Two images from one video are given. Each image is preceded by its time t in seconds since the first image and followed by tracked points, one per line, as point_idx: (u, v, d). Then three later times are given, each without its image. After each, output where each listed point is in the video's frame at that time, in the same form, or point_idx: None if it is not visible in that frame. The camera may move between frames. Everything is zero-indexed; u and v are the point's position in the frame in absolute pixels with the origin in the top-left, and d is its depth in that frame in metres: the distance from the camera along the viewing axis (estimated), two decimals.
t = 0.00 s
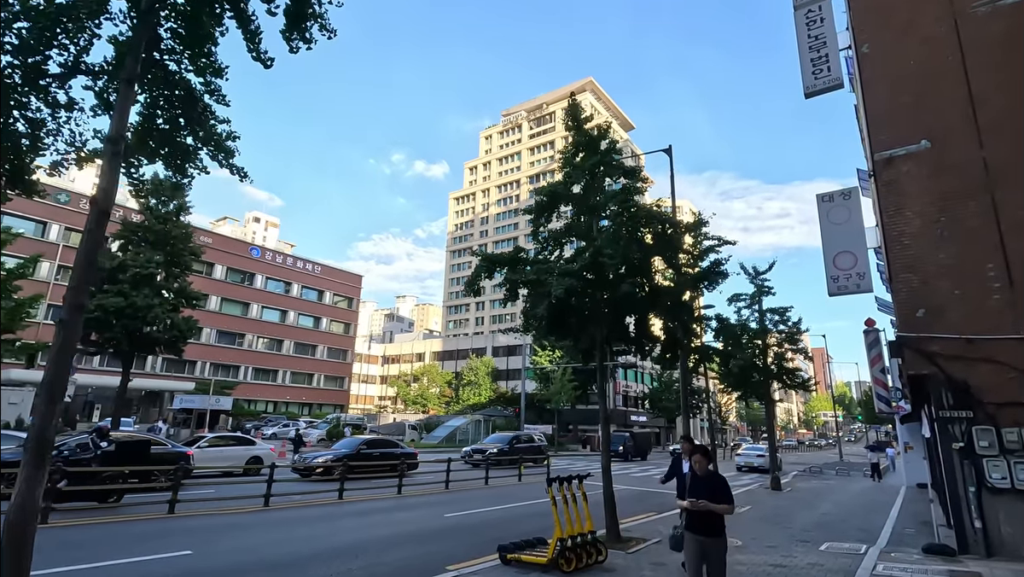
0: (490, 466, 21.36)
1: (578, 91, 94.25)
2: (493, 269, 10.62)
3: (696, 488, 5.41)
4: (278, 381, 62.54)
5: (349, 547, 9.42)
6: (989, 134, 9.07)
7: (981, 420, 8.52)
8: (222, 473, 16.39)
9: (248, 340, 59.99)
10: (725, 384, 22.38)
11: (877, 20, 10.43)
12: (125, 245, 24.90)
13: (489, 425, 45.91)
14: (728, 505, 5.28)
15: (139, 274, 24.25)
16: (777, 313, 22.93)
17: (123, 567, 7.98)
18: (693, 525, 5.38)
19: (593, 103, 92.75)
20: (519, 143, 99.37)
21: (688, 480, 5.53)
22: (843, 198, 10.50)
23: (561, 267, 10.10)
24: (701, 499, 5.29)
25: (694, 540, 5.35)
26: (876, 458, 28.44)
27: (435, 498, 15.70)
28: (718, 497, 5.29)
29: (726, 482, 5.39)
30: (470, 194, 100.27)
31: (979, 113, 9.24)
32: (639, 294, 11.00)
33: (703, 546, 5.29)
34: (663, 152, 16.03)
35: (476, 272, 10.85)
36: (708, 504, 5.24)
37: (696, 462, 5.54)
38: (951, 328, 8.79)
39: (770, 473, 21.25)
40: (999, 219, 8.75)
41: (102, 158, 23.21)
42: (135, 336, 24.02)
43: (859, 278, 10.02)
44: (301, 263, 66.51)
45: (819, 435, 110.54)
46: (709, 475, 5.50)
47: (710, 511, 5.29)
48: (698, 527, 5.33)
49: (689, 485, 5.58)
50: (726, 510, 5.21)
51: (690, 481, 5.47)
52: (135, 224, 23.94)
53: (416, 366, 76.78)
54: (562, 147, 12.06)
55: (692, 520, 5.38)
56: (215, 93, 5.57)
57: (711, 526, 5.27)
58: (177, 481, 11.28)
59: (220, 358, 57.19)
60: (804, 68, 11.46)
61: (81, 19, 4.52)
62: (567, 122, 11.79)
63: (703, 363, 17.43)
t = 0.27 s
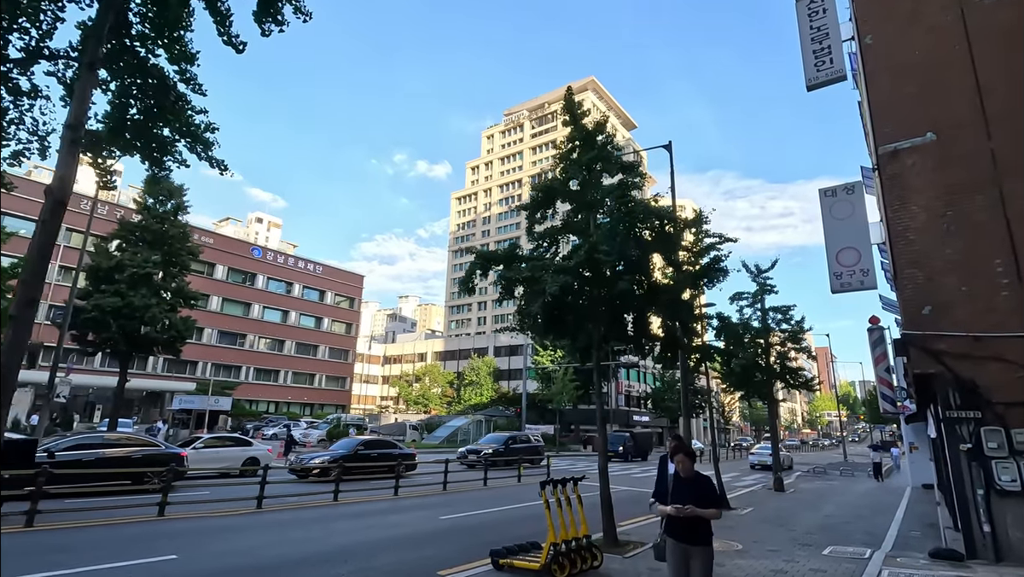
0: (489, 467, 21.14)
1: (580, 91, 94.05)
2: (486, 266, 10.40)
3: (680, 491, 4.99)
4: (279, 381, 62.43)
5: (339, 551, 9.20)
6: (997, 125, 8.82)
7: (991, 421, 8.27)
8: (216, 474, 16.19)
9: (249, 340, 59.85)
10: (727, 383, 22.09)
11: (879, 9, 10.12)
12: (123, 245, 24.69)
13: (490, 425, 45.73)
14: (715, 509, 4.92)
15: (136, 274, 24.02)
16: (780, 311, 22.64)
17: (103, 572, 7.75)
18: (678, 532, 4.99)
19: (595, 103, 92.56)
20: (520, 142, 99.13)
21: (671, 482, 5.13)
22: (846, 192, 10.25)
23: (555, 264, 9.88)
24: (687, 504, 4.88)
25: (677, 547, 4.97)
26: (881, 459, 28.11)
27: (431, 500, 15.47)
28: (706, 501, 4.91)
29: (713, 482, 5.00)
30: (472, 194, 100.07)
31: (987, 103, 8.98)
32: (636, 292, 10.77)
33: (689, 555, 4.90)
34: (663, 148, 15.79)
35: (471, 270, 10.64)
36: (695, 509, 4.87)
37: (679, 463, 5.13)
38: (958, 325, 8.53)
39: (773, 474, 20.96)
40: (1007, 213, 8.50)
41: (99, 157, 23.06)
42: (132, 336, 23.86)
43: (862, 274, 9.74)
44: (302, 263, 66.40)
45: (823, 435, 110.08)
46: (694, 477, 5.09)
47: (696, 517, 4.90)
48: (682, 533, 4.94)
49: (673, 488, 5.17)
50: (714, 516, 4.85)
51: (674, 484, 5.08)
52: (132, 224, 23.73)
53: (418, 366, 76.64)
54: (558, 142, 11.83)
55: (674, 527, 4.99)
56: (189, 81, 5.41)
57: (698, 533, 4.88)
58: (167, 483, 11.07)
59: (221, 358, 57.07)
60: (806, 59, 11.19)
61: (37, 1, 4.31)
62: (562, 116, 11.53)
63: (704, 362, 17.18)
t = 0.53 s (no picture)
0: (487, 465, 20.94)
1: (582, 88, 93.66)
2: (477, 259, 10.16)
3: (659, 492, 4.46)
4: (280, 380, 62.31)
5: (324, 552, 8.96)
6: (1003, 112, 8.50)
7: (997, 418, 8.17)
8: (210, 473, 16.00)
9: (250, 339, 59.69)
10: (728, 381, 21.81)
11: None
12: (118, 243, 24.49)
13: (491, 424, 45.66)
14: (697, 514, 4.40)
15: (131, 271, 23.78)
16: (781, 308, 22.33)
17: (80, 574, 7.53)
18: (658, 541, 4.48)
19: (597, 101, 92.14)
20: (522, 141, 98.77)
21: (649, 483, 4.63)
22: (848, 182, 9.99)
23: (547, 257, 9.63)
24: (668, 510, 4.36)
25: (656, 556, 4.49)
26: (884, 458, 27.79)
27: (427, 499, 15.27)
28: (689, 505, 4.41)
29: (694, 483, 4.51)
30: (473, 193, 99.83)
31: (993, 89, 8.66)
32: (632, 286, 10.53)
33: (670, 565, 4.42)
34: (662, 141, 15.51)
35: (462, 263, 10.41)
36: (678, 515, 4.34)
37: (659, 462, 4.58)
38: (963, 318, 8.20)
39: (774, 473, 20.70)
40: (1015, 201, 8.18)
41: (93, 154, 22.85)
42: (128, 334, 23.65)
43: (864, 267, 9.50)
44: (303, 262, 66.23)
45: (826, 434, 109.64)
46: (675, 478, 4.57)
47: (677, 522, 4.38)
48: (660, 541, 4.44)
49: (649, 489, 4.66)
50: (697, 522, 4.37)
51: (651, 485, 4.56)
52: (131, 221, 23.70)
53: (420, 365, 76.51)
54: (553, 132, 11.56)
55: (651, 533, 4.49)
56: (157, 60, 5.21)
57: (678, 541, 4.40)
58: (152, 481, 10.85)
59: (222, 357, 56.95)
60: (807, 46, 10.91)
61: None
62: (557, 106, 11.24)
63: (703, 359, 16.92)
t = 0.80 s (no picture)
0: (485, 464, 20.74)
1: (584, 86, 93.34)
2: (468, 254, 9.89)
3: (634, 499, 4.02)
4: (280, 380, 62.18)
5: (310, 555, 8.73)
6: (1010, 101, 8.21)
7: (1004, 418, 7.96)
8: (202, 473, 15.79)
9: (250, 338, 59.51)
10: (729, 380, 21.55)
11: None
12: (113, 241, 24.27)
13: (491, 422, 45.56)
14: (674, 527, 3.95)
15: (126, 270, 23.57)
16: (782, 305, 22.04)
17: None
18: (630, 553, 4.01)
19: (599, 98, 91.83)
20: (523, 139, 98.37)
21: (624, 487, 4.16)
22: (849, 175, 9.72)
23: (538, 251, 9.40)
24: (644, 521, 3.92)
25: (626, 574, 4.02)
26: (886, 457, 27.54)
27: (422, 500, 15.05)
28: (666, 517, 3.96)
29: (675, 489, 4.06)
30: (474, 191, 99.49)
31: (999, 78, 8.36)
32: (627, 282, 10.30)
33: None
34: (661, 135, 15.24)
35: (454, 259, 10.16)
36: (652, 527, 3.89)
37: (636, 464, 4.08)
38: (970, 314, 7.89)
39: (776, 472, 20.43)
40: None
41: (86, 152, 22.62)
42: (123, 333, 23.43)
43: (865, 262, 9.23)
44: (303, 260, 66.05)
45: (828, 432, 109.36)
46: (652, 484, 4.11)
47: (650, 535, 3.93)
48: (632, 555, 3.98)
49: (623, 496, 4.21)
50: (676, 536, 3.92)
51: (626, 491, 4.10)
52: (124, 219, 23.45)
53: (421, 364, 76.40)
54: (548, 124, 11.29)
55: (625, 544, 4.03)
56: (120, 43, 4.99)
57: (652, 557, 3.95)
58: (138, 482, 10.64)
59: (222, 356, 56.83)
60: (807, 36, 10.62)
61: None
62: (551, 99, 10.96)
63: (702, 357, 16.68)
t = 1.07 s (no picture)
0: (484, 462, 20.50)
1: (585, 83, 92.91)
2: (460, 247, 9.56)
3: (600, 502, 3.55)
4: (282, 378, 62.06)
5: (298, 556, 8.49)
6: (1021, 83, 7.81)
7: (1015, 412, 7.67)
8: (196, 472, 15.55)
9: (251, 336, 59.44)
10: (730, 376, 21.23)
11: None
12: (108, 238, 24.02)
13: (492, 420, 45.38)
14: (644, 536, 3.41)
15: (122, 267, 23.34)
16: (785, 301, 21.74)
17: None
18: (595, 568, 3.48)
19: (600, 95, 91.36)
20: (524, 136, 98.04)
21: (590, 488, 3.69)
22: (853, 163, 9.43)
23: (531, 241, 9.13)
24: (607, 526, 3.44)
25: None
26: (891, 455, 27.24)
27: (418, 498, 14.81)
28: (636, 524, 3.45)
29: (648, 493, 3.56)
30: (475, 189, 99.21)
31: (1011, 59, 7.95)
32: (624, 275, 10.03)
33: None
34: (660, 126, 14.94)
35: (447, 252, 9.87)
36: (614, 535, 3.37)
37: (601, 461, 3.60)
38: (979, 306, 7.56)
39: (779, 470, 20.13)
40: None
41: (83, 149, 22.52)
42: (119, 330, 23.23)
43: (870, 252, 8.92)
44: (304, 259, 65.92)
45: (832, 430, 108.97)
46: (624, 484, 3.62)
47: (615, 543, 3.41)
48: (596, 568, 3.46)
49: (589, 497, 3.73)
50: (648, 547, 3.37)
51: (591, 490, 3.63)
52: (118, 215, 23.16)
53: (422, 362, 76.28)
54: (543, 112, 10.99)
55: (589, 553, 3.52)
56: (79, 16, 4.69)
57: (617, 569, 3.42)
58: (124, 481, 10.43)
59: (223, 355, 56.69)
60: (810, 20, 10.31)
61: None
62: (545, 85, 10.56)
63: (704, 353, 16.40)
